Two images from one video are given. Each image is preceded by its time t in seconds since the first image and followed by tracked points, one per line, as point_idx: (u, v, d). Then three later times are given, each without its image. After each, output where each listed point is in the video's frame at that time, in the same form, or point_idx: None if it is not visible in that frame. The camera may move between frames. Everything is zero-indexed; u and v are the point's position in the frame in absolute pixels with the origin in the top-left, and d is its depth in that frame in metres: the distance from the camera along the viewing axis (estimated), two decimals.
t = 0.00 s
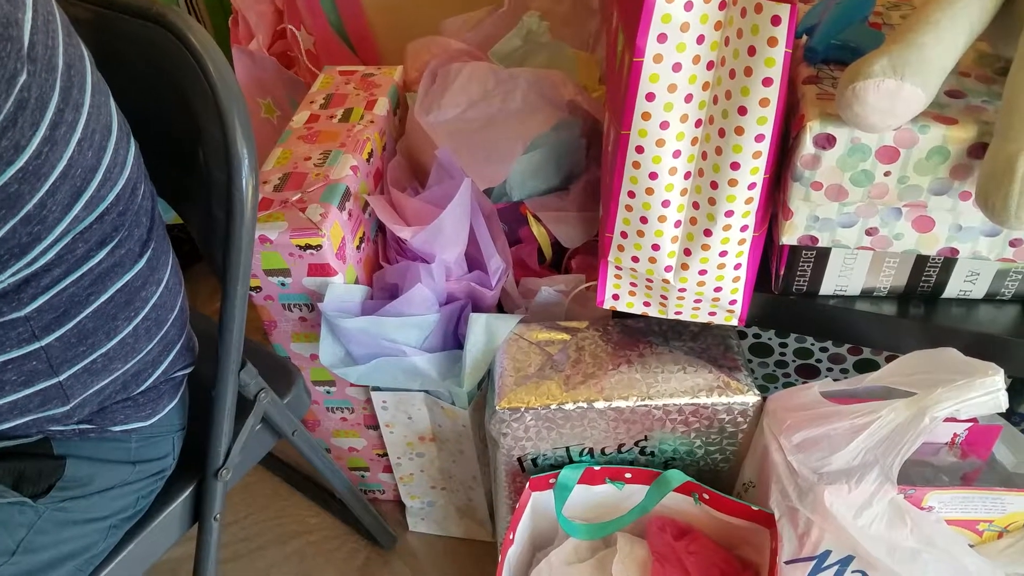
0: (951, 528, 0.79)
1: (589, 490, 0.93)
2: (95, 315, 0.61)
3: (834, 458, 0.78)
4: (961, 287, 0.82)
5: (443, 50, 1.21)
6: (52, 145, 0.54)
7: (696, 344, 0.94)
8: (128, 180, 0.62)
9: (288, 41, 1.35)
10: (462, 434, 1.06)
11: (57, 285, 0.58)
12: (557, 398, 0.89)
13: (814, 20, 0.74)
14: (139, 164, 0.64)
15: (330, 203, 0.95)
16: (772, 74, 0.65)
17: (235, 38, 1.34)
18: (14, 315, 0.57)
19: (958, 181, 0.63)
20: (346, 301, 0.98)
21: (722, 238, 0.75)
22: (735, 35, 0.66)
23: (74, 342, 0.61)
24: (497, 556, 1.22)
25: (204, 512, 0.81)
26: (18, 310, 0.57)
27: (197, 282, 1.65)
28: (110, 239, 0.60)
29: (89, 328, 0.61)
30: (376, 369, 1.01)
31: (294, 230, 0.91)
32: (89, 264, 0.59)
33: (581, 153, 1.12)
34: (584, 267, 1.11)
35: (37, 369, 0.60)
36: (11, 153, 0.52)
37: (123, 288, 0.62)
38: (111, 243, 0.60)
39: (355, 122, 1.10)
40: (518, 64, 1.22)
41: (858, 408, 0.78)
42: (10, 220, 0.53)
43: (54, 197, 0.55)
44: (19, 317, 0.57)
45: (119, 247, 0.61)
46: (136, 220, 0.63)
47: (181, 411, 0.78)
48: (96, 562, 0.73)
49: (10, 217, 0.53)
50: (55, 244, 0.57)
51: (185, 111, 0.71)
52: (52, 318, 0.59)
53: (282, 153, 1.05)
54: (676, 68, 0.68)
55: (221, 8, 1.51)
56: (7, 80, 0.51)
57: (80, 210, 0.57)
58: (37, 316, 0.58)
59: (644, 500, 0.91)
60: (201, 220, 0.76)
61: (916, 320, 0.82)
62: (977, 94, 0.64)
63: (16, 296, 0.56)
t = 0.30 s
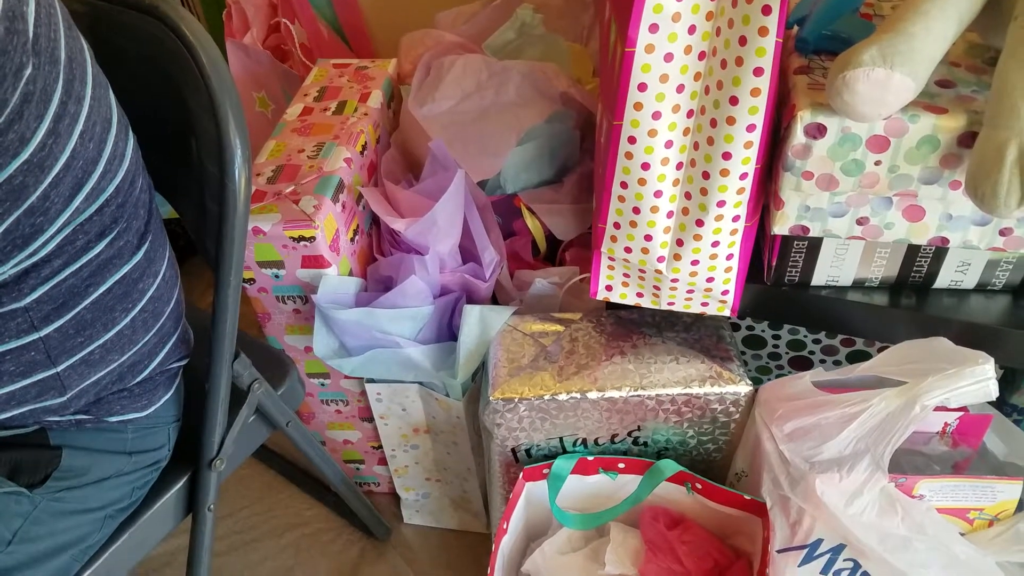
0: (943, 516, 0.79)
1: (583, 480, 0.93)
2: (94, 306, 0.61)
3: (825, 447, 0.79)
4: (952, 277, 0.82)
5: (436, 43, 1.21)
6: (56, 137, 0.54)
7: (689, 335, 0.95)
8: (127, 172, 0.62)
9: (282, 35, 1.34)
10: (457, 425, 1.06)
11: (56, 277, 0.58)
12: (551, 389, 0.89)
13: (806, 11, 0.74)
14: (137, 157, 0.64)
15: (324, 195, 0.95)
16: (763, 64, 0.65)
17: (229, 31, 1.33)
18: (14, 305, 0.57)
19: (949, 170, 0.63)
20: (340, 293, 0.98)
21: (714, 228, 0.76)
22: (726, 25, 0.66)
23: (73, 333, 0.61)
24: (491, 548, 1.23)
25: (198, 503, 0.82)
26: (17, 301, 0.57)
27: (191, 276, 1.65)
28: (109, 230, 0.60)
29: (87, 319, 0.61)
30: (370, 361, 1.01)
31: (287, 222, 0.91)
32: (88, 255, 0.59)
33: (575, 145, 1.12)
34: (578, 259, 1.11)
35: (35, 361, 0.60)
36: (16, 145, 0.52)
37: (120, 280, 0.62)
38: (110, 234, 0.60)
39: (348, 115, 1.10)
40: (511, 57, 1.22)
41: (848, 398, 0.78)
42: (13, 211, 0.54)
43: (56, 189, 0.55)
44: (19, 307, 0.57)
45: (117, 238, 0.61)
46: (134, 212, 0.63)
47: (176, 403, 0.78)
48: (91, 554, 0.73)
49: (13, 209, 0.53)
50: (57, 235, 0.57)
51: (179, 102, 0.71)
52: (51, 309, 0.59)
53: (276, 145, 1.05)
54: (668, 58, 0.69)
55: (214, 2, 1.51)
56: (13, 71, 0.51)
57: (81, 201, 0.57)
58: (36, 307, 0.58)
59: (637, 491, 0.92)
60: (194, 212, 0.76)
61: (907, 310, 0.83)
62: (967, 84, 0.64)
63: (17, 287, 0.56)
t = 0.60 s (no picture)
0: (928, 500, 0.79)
1: (572, 465, 0.94)
2: (88, 287, 0.61)
3: (812, 431, 0.80)
4: (938, 264, 0.83)
5: (428, 29, 1.21)
6: (52, 115, 0.54)
7: (678, 321, 0.95)
8: (121, 153, 0.61)
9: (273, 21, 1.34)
10: (448, 412, 1.07)
11: (52, 256, 0.58)
12: (540, 373, 0.89)
13: None
14: (132, 139, 0.64)
15: (315, 180, 0.95)
16: (752, 48, 0.66)
17: (219, 16, 1.32)
18: (8, 284, 0.57)
19: (934, 155, 0.64)
20: (330, 278, 0.98)
21: (702, 213, 0.76)
22: (715, 9, 0.66)
23: (67, 313, 0.61)
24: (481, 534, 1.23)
25: (188, 486, 0.82)
26: (12, 280, 0.57)
27: (182, 264, 1.64)
28: (104, 211, 0.60)
29: (81, 300, 0.61)
30: (361, 346, 1.01)
31: (278, 207, 0.91)
32: (83, 236, 0.59)
33: (566, 132, 1.12)
34: (570, 247, 1.11)
35: (29, 340, 0.60)
36: (14, 122, 0.52)
37: (115, 261, 0.62)
38: (105, 216, 0.60)
39: (339, 100, 1.09)
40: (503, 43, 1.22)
41: (834, 382, 0.79)
42: (9, 188, 0.54)
43: (52, 167, 0.55)
44: (13, 285, 0.57)
45: (112, 219, 0.61)
46: (128, 193, 0.63)
47: (168, 386, 0.78)
48: (84, 536, 0.73)
49: (9, 186, 0.54)
50: (52, 214, 0.57)
51: (169, 85, 0.71)
52: (45, 289, 0.59)
53: (266, 131, 1.05)
54: (657, 41, 0.69)
55: None
56: (10, 48, 0.51)
57: (77, 180, 0.57)
58: (31, 287, 0.58)
59: (625, 475, 0.92)
60: (185, 196, 0.76)
61: (894, 296, 0.83)
62: (954, 69, 0.65)
63: (12, 266, 0.57)
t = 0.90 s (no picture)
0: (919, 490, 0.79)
1: (565, 454, 0.95)
2: (86, 271, 0.61)
3: (803, 422, 0.81)
4: (930, 256, 0.83)
5: (424, 21, 1.21)
6: (53, 99, 0.54)
7: (671, 312, 0.96)
8: (120, 140, 0.61)
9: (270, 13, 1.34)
10: (442, 402, 1.07)
11: (51, 239, 0.58)
12: (534, 363, 0.90)
13: None
14: (132, 125, 0.64)
15: (310, 170, 0.95)
16: (745, 39, 0.66)
17: (216, 8, 1.32)
18: (7, 266, 0.57)
19: (926, 147, 0.64)
20: (326, 268, 0.99)
21: (696, 204, 0.77)
22: None
23: (64, 296, 0.61)
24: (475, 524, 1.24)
25: (184, 472, 0.82)
26: (11, 262, 0.57)
27: (178, 256, 1.65)
28: (102, 196, 0.61)
29: (79, 284, 0.61)
30: (356, 336, 1.02)
31: (273, 196, 0.91)
32: (82, 220, 0.59)
33: (561, 124, 1.12)
34: (564, 239, 1.11)
35: (27, 322, 0.60)
36: (15, 104, 0.52)
37: (112, 246, 0.63)
38: (103, 200, 0.61)
39: (335, 91, 1.09)
40: (498, 35, 1.22)
41: (826, 372, 0.80)
42: (11, 169, 0.54)
43: (52, 150, 0.55)
44: (12, 268, 0.57)
45: (110, 204, 0.61)
46: (127, 179, 0.63)
47: (165, 372, 0.78)
48: (80, 520, 0.73)
49: (11, 167, 0.54)
50: (52, 197, 0.57)
51: (164, 72, 0.71)
52: (43, 272, 0.59)
53: (262, 121, 1.05)
54: (651, 32, 0.69)
55: None
56: (12, 30, 0.51)
57: (76, 164, 0.57)
58: (30, 269, 0.58)
59: (618, 466, 0.93)
60: (180, 184, 0.76)
61: (887, 288, 0.84)
62: (945, 61, 0.65)
63: (11, 248, 0.57)
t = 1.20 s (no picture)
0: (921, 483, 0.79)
1: (566, 438, 0.95)
2: (95, 232, 0.62)
3: (807, 409, 0.80)
4: (939, 250, 0.83)
5: (438, 3, 1.21)
6: (68, 54, 0.54)
7: (677, 299, 0.95)
8: (133, 103, 0.61)
9: None
10: (444, 383, 1.07)
11: (62, 197, 0.59)
12: (538, 345, 0.90)
13: None
14: (144, 90, 0.64)
15: (320, 146, 0.95)
16: (762, 21, 0.66)
17: None
18: (16, 222, 0.57)
19: (940, 135, 0.64)
20: (333, 245, 0.98)
21: (706, 188, 0.77)
22: None
23: (73, 256, 0.61)
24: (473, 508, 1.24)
25: (185, 441, 0.82)
26: (21, 218, 0.57)
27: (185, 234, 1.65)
28: (113, 157, 0.61)
29: (87, 244, 0.62)
30: (361, 315, 1.02)
31: (282, 170, 0.92)
32: (93, 179, 0.60)
33: (573, 109, 1.12)
34: (571, 225, 1.11)
35: (34, 280, 0.60)
36: (29, 56, 0.52)
37: (122, 208, 0.63)
38: (114, 161, 0.61)
39: (347, 70, 1.09)
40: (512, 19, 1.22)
41: (832, 361, 0.80)
42: (22, 123, 0.54)
43: (65, 106, 0.55)
44: (23, 224, 0.58)
45: (121, 165, 0.62)
46: (138, 143, 0.63)
47: (169, 340, 0.79)
48: (79, 484, 0.74)
49: (23, 121, 0.54)
50: (64, 153, 0.57)
51: (178, 35, 0.69)
52: (53, 230, 0.59)
53: (272, 97, 1.05)
54: (668, 13, 0.69)
55: None
56: None
57: (88, 123, 0.57)
58: (39, 226, 0.58)
59: (619, 451, 0.93)
60: (190, 152, 0.76)
61: (895, 281, 0.83)
62: (962, 51, 0.65)
63: (22, 204, 0.57)
